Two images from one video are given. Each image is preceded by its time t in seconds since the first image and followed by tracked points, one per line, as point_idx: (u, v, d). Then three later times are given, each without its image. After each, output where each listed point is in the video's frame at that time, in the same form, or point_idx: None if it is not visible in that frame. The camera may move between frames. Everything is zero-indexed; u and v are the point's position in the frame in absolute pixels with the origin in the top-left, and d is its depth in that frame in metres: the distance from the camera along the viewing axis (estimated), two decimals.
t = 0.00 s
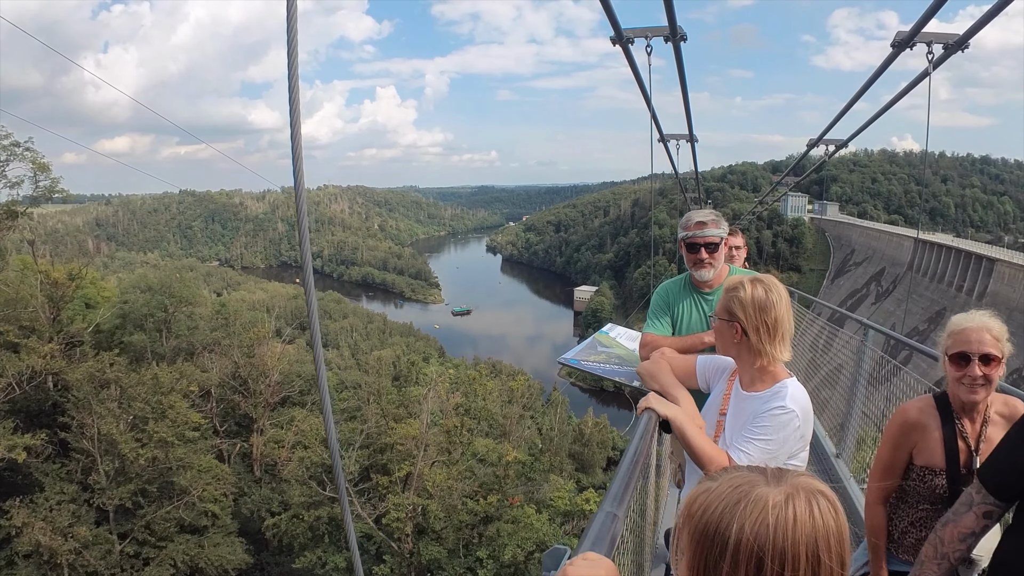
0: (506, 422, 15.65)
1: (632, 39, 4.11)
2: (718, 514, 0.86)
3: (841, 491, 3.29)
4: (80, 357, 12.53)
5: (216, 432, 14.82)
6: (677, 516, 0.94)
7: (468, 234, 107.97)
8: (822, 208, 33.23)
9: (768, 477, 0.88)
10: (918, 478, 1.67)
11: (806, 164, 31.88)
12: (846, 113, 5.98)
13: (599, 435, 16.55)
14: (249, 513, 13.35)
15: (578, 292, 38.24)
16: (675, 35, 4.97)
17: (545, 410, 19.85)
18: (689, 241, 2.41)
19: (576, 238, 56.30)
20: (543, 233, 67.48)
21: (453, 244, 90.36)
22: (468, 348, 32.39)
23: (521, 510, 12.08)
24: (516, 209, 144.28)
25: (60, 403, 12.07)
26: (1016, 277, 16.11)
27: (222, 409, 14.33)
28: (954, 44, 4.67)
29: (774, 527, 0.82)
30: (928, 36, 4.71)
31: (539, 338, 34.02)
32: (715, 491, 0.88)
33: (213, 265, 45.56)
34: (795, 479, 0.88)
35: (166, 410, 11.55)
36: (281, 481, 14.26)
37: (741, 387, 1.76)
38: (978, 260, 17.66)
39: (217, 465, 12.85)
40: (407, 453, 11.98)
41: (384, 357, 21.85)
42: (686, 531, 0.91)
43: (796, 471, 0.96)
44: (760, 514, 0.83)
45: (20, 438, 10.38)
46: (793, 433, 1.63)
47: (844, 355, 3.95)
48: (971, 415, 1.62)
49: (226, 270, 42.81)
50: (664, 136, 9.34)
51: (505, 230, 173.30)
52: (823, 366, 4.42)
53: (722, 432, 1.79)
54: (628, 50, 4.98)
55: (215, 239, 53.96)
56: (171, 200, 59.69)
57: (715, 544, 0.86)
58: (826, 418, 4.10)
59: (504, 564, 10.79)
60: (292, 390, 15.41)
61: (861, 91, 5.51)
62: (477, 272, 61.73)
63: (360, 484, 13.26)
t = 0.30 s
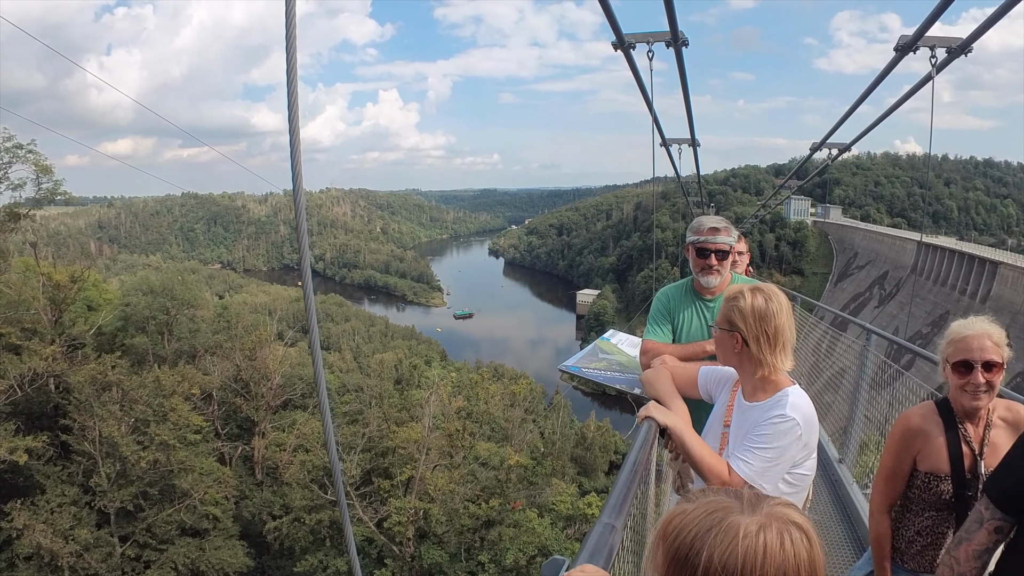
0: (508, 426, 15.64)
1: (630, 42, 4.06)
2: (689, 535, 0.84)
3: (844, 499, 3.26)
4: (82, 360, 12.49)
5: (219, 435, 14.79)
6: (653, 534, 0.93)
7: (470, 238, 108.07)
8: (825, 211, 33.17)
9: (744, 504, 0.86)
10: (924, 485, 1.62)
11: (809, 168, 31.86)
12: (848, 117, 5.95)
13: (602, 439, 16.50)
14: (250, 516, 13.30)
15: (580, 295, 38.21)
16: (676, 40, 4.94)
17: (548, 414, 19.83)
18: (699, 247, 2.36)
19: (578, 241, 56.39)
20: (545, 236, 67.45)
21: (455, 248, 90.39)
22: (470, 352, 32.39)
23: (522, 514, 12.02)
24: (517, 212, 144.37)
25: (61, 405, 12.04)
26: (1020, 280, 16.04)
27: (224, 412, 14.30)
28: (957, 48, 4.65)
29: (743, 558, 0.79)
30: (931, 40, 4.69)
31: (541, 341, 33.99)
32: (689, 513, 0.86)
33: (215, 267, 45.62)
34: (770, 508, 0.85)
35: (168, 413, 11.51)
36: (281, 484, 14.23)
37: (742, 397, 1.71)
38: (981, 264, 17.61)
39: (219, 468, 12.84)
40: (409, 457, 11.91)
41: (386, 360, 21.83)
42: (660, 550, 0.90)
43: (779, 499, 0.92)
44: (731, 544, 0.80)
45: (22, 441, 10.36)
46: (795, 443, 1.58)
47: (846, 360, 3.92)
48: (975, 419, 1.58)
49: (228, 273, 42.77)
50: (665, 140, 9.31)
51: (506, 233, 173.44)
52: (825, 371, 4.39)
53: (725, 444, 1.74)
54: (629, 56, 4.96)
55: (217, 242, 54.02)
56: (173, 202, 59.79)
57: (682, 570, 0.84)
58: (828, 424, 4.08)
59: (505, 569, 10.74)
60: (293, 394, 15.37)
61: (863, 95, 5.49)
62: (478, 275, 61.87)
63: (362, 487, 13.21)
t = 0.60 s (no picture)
0: (512, 429, 15.61)
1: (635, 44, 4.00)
2: (668, 566, 0.81)
3: (853, 507, 3.18)
4: (85, 361, 12.46)
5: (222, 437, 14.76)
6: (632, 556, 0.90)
7: (474, 240, 108.09)
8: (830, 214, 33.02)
9: (722, 535, 0.82)
10: (933, 495, 1.56)
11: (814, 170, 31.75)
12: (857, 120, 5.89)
13: (606, 442, 16.42)
14: (253, 519, 13.24)
15: (584, 298, 38.15)
16: (683, 44, 4.90)
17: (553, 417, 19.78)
18: (709, 254, 2.29)
19: (582, 244, 56.36)
20: (549, 239, 67.35)
21: (459, 250, 90.46)
22: (473, 354, 32.35)
23: (526, 518, 11.94)
24: (521, 214, 144.35)
25: (64, 407, 12.02)
26: None
27: (227, 414, 14.27)
28: (965, 52, 4.59)
29: None
30: (939, 43, 4.64)
31: (545, 344, 33.91)
32: (667, 544, 0.82)
33: (219, 269, 45.73)
34: (749, 541, 0.80)
35: (171, 415, 11.47)
36: (285, 487, 14.20)
37: (748, 409, 1.63)
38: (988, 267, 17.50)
39: (223, 470, 12.81)
40: (412, 461, 11.85)
41: (390, 363, 21.80)
42: None
43: (764, 531, 0.88)
44: None
45: (26, 442, 10.35)
46: (802, 456, 1.51)
47: (852, 363, 3.85)
48: (986, 429, 1.52)
49: (233, 275, 42.86)
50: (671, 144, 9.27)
51: (510, 235, 173.50)
52: (831, 373, 4.32)
53: (730, 455, 1.67)
54: (635, 59, 4.92)
55: (222, 244, 54.17)
56: (178, 204, 60.00)
57: None
58: (835, 429, 4.00)
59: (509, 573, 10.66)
60: (296, 397, 15.32)
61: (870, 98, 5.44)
62: (483, 277, 61.87)
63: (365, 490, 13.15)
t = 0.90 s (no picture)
0: (516, 434, 15.58)
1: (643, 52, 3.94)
2: None
3: (860, 518, 3.08)
4: (88, 364, 12.48)
5: (226, 440, 14.75)
6: None
7: (479, 243, 108.18)
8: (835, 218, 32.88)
9: None
10: (942, 520, 1.52)
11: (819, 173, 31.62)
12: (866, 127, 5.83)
13: (610, 447, 16.32)
14: (257, 522, 13.20)
15: (589, 302, 38.09)
16: (692, 53, 4.86)
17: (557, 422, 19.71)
18: (721, 270, 2.25)
19: (587, 247, 56.33)
20: (554, 242, 67.26)
21: (463, 254, 90.47)
22: (478, 358, 32.31)
23: (530, 523, 11.87)
24: (525, 218, 144.59)
25: (68, 410, 12.02)
26: None
27: (231, 418, 14.24)
28: (974, 61, 4.54)
29: None
30: (948, 52, 4.59)
31: (549, 347, 33.86)
32: None
33: (224, 272, 45.87)
34: None
35: (174, 419, 11.44)
36: (288, 490, 14.16)
37: (759, 431, 1.58)
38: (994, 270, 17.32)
39: (227, 474, 12.79)
40: (416, 465, 11.77)
41: (395, 367, 21.79)
42: None
43: None
44: None
45: (31, 445, 10.34)
46: (816, 481, 1.45)
47: (859, 367, 3.76)
48: (998, 455, 1.48)
49: (238, 279, 42.96)
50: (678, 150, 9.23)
51: (513, 238, 173.50)
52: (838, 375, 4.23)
53: (739, 478, 1.62)
54: (643, 67, 4.88)
55: (226, 246, 54.37)
56: (182, 207, 60.27)
57: None
58: (841, 435, 3.91)
59: None
60: (300, 401, 15.28)
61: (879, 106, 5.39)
62: (487, 281, 61.87)
63: (369, 495, 13.09)
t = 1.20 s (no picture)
0: (519, 439, 15.53)
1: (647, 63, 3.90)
2: None
3: (860, 530, 3.02)
4: (91, 367, 12.47)
5: (228, 443, 14.73)
6: None
7: (481, 245, 108.09)
8: (839, 220, 32.77)
9: None
10: (944, 553, 1.51)
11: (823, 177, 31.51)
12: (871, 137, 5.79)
13: (613, 451, 16.27)
14: (259, 526, 13.16)
15: (591, 305, 38.01)
16: (696, 63, 4.83)
17: (559, 425, 19.66)
18: (726, 291, 2.20)
19: (590, 250, 56.25)
20: (557, 245, 67.17)
21: (466, 256, 90.34)
22: (479, 361, 32.27)
23: (532, 529, 11.83)
24: (528, 220, 144.60)
25: (70, 413, 12.00)
26: None
27: (233, 421, 14.22)
28: (980, 72, 4.50)
29: None
30: (953, 63, 4.55)
31: (551, 350, 33.81)
32: None
33: (227, 274, 45.93)
34: None
35: (177, 423, 11.41)
36: (290, 493, 14.12)
37: (763, 460, 1.55)
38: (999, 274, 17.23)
39: (228, 478, 12.75)
40: (418, 470, 11.72)
41: (397, 370, 21.75)
42: None
43: None
44: None
45: (33, 448, 10.31)
46: (819, 514, 1.40)
47: (862, 374, 3.71)
48: (1002, 490, 1.47)
49: (240, 280, 42.90)
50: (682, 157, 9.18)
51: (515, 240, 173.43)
52: (841, 384, 4.18)
53: (741, 506, 1.58)
54: (646, 78, 4.83)
55: (229, 248, 54.42)
56: (185, 209, 60.26)
57: None
58: (843, 444, 3.84)
59: None
60: (302, 405, 15.22)
61: (883, 115, 5.35)
62: (490, 283, 61.85)
63: (370, 500, 13.04)
